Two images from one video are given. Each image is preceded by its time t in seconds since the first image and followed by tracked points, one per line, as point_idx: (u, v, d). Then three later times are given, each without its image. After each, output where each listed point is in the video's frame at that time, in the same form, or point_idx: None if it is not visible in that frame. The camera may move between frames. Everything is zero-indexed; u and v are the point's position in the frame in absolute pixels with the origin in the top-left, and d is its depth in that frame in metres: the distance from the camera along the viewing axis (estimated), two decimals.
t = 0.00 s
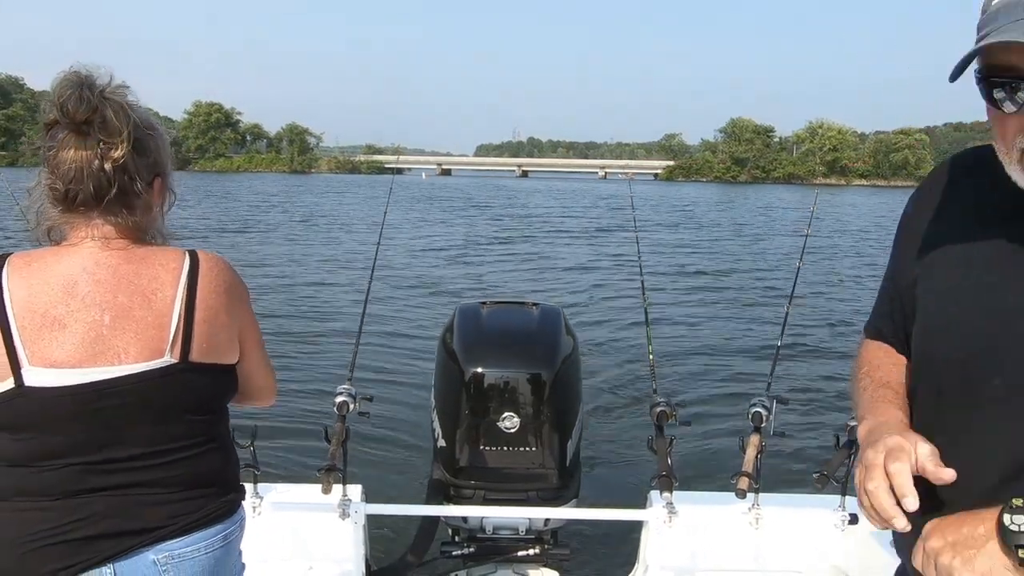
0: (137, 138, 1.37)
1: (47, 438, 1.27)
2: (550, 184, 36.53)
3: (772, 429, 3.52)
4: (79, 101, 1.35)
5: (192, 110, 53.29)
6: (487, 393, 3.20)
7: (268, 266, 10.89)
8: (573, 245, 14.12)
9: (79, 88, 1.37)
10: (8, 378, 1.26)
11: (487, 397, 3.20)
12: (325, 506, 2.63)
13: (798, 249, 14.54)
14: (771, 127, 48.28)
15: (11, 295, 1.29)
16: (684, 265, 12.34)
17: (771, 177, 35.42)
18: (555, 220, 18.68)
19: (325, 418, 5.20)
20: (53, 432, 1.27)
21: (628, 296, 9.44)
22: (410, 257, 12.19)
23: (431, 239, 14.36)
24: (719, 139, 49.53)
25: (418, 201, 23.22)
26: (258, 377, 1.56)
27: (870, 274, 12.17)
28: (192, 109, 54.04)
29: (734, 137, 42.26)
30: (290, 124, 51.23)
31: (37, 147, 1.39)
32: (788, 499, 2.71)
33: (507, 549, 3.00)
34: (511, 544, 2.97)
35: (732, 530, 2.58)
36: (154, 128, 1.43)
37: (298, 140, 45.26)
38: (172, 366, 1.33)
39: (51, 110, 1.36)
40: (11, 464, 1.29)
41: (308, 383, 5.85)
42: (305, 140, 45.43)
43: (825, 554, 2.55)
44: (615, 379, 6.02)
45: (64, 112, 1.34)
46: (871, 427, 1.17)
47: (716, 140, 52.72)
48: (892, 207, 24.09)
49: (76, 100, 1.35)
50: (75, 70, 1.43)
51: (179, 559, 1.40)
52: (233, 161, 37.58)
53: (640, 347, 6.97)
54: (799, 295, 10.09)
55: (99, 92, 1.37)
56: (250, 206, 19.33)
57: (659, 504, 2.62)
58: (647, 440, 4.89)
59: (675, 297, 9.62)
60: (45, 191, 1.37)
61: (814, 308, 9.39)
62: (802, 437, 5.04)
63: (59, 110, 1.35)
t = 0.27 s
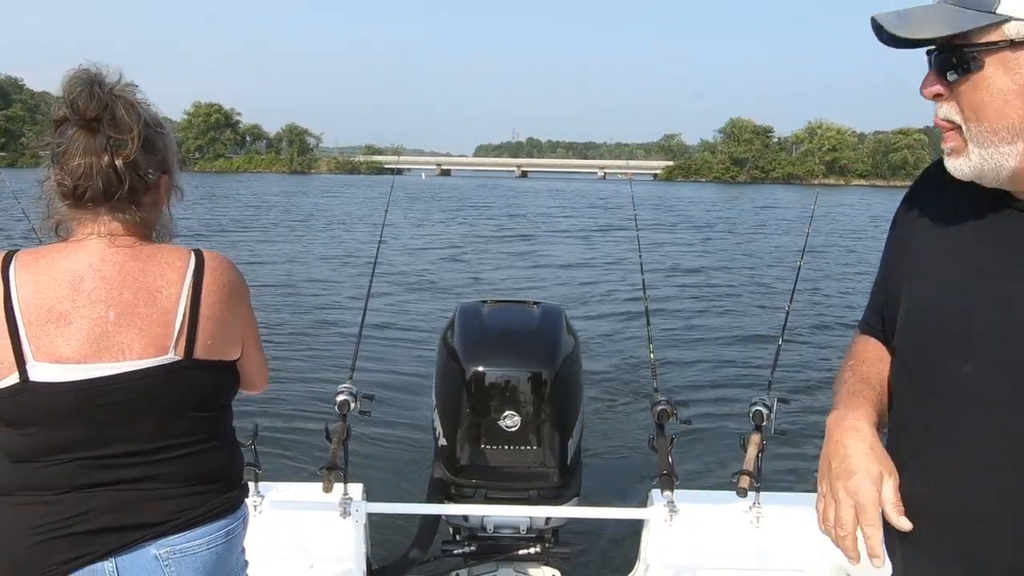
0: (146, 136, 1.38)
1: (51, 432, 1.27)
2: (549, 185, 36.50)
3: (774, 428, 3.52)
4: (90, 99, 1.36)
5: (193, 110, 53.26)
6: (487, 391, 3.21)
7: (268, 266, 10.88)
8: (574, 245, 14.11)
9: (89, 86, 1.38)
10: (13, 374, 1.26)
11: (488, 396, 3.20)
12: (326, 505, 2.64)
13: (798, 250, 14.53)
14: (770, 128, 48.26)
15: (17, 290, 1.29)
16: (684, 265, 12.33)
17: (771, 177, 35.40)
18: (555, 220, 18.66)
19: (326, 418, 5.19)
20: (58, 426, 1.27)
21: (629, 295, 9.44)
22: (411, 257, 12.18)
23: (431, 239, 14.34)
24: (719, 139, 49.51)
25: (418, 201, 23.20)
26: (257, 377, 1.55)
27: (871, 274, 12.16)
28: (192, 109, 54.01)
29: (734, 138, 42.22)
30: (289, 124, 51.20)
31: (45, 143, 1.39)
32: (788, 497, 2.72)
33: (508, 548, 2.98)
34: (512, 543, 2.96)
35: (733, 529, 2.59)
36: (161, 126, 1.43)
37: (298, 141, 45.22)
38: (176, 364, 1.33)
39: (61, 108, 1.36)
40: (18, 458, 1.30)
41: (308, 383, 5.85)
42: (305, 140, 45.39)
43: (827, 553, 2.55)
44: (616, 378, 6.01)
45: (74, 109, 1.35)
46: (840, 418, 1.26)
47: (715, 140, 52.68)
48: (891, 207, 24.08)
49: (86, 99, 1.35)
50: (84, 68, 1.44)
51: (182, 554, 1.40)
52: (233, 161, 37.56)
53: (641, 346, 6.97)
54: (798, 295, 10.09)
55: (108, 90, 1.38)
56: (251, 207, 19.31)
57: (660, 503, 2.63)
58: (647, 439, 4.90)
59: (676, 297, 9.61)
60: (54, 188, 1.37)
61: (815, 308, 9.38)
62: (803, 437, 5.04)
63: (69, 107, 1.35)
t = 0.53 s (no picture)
0: (154, 136, 1.38)
1: (57, 432, 1.28)
2: (548, 185, 36.48)
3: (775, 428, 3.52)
4: (97, 98, 1.36)
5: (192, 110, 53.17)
6: (489, 391, 3.20)
7: (268, 267, 10.87)
8: (574, 246, 14.10)
9: (97, 86, 1.38)
10: (19, 373, 1.27)
11: (491, 395, 3.20)
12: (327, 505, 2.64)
13: (798, 249, 14.52)
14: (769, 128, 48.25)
15: (23, 290, 1.29)
16: (684, 265, 12.33)
17: (770, 177, 35.40)
18: (555, 220, 18.66)
19: (326, 418, 5.18)
20: (63, 426, 1.27)
21: (629, 296, 9.43)
22: (411, 257, 12.17)
23: (431, 239, 14.33)
24: (718, 139, 49.50)
25: (418, 201, 23.19)
26: (268, 376, 1.56)
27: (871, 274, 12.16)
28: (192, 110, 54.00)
29: (733, 138, 42.19)
30: (289, 125, 51.21)
31: (53, 143, 1.39)
32: (789, 497, 2.71)
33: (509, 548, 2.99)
34: (513, 543, 2.97)
35: (733, 529, 2.59)
36: (168, 125, 1.43)
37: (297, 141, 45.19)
38: (180, 365, 1.32)
39: (69, 107, 1.37)
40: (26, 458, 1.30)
41: (309, 383, 5.84)
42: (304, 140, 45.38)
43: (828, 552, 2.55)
44: (616, 379, 6.01)
45: (82, 109, 1.35)
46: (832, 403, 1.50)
47: (714, 140, 52.69)
48: (891, 207, 24.09)
49: (94, 99, 1.36)
50: (91, 67, 1.43)
51: (186, 552, 1.40)
52: (232, 162, 37.53)
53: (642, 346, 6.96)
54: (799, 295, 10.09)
55: (116, 90, 1.38)
56: (250, 207, 19.29)
57: (661, 503, 2.63)
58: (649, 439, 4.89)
59: (676, 297, 9.61)
60: (61, 187, 1.37)
61: (816, 308, 9.38)
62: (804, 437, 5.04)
63: (77, 107, 1.35)
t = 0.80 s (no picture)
0: (157, 138, 1.38)
1: (60, 436, 1.27)
2: (548, 185, 36.49)
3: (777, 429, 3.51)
4: (100, 99, 1.35)
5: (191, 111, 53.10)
6: (490, 393, 3.19)
7: (268, 268, 10.86)
8: (574, 246, 14.11)
9: (100, 87, 1.37)
10: (23, 378, 1.26)
11: (492, 397, 3.19)
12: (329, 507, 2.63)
13: (798, 250, 14.53)
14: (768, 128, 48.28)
15: (27, 294, 1.28)
16: (684, 265, 12.33)
17: (769, 177, 35.43)
18: (555, 221, 18.67)
19: (328, 420, 5.18)
20: (68, 430, 1.27)
21: (629, 297, 9.43)
22: (411, 258, 12.17)
23: (431, 240, 14.33)
24: (717, 139, 49.55)
25: (418, 202, 23.18)
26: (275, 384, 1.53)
27: (871, 274, 12.17)
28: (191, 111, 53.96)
29: (732, 138, 42.22)
30: (288, 125, 51.23)
31: (56, 144, 1.38)
32: (790, 499, 2.70)
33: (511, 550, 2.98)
34: (515, 546, 2.96)
35: (735, 531, 2.57)
36: (171, 127, 1.42)
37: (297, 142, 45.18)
38: (184, 369, 1.32)
39: (72, 108, 1.36)
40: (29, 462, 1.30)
41: (310, 385, 5.84)
42: (304, 141, 45.36)
43: (830, 554, 2.55)
44: (618, 380, 6.01)
45: (85, 111, 1.34)
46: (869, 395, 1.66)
47: (713, 140, 52.71)
48: (889, 206, 24.12)
49: (97, 100, 1.35)
50: (94, 68, 1.43)
51: (191, 554, 1.39)
52: (232, 162, 37.53)
53: (643, 348, 6.96)
54: (798, 295, 10.10)
55: (119, 92, 1.37)
56: (250, 208, 19.28)
57: (662, 505, 2.61)
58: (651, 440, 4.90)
59: (677, 298, 9.61)
60: (64, 189, 1.36)
61: (816, 308, 9.38)
62: (805, 438, 5.04)
63: (79, 109, 1.34)
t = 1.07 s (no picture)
0: (159, 143, 1.37)
1: (60, 440, 1.26)
2: (547, 185, 36.50)
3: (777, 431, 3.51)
4: (104, 104, 1.34)
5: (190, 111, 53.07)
6: (490, 395, 3.19)
7: (268, 269, 10.86)
8: (573, 247, 14.11)
9: (104, 92, 1.37)
10: (23, 383, 1.25)
11: (492, 400, 3.18)
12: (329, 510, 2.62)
13: (797, 250, 14.55)
14: (766, 128, 48.33)
15: (26, 298, 1.28)
16: (684, 266, 12.34)
17: (767, 177, 35.47)
18: (554, 221, 18.68)
19: (328, 422, 5.18)
20: (67, 435, 1.26)
21: (629, 297, 9.43)
22: (411, 259, 12.17)
23: (431, 241, 14.34)
24: (716, 139, 49.59)
25: (417, 203, 23.18)
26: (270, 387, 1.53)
27: (870, 274, 12.18)
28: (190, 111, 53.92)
29: (730, 138, 42.26)
30: (288, 125, 51.14)
31: (57, 148, 1.38)
32: (791, 500, 2.70)
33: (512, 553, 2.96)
34: (516, 548, 2.94)
35: (736, 532, 2.57)
36: (173, 133, 1.42)
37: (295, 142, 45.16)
38: (184, 375, 1.31)
39: (75, 112, 1.35)
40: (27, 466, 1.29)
41: (310, 387, 5.83)
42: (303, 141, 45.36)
43: (829, 556, 2.54)
44: (618, 381, 6.01)
45: (88, 115, 1.34)
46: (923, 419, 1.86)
47: (711, 140, 52.75)
48: (888, 206, 24.13)
49: (100, 104, 1.34)
50: (98, 73, 1.43)
51: (189, 561, 1.38)
52: (231, 163, 37.49)
53: (643, 349, 6.96)
54: (798, 296, 10.11)
55: (122, 97, 1.36)
56: (250, 209, 19.27)
57: (663, 506, 2.61)
58: (651, 442, 4.90)
59: (677, 299, 9.62)
60: (65, 193, 1.35)
61: (816, 309, 9.39)
62: (805, 439, 5.04)
63: (83, 113, 1.34)
